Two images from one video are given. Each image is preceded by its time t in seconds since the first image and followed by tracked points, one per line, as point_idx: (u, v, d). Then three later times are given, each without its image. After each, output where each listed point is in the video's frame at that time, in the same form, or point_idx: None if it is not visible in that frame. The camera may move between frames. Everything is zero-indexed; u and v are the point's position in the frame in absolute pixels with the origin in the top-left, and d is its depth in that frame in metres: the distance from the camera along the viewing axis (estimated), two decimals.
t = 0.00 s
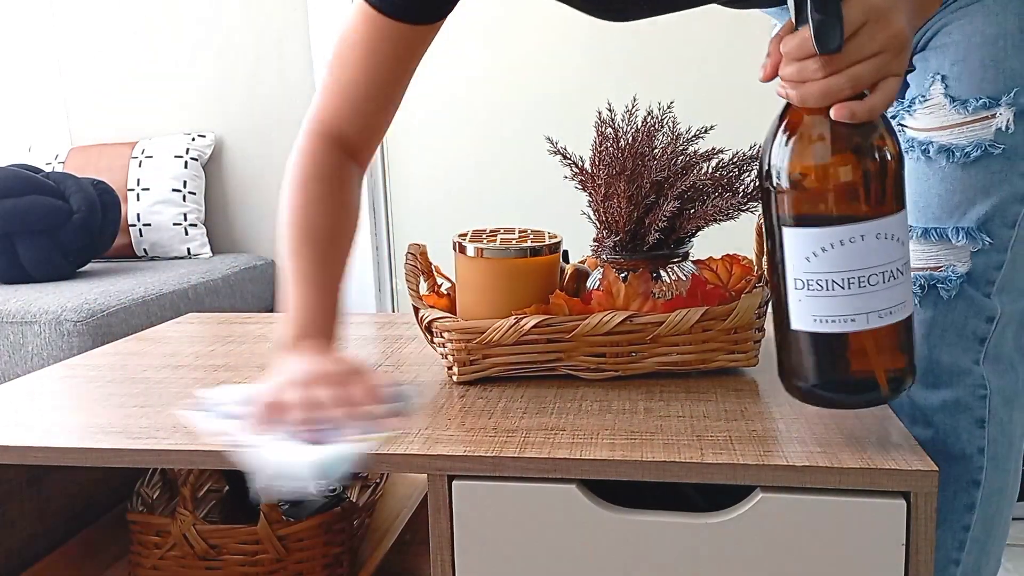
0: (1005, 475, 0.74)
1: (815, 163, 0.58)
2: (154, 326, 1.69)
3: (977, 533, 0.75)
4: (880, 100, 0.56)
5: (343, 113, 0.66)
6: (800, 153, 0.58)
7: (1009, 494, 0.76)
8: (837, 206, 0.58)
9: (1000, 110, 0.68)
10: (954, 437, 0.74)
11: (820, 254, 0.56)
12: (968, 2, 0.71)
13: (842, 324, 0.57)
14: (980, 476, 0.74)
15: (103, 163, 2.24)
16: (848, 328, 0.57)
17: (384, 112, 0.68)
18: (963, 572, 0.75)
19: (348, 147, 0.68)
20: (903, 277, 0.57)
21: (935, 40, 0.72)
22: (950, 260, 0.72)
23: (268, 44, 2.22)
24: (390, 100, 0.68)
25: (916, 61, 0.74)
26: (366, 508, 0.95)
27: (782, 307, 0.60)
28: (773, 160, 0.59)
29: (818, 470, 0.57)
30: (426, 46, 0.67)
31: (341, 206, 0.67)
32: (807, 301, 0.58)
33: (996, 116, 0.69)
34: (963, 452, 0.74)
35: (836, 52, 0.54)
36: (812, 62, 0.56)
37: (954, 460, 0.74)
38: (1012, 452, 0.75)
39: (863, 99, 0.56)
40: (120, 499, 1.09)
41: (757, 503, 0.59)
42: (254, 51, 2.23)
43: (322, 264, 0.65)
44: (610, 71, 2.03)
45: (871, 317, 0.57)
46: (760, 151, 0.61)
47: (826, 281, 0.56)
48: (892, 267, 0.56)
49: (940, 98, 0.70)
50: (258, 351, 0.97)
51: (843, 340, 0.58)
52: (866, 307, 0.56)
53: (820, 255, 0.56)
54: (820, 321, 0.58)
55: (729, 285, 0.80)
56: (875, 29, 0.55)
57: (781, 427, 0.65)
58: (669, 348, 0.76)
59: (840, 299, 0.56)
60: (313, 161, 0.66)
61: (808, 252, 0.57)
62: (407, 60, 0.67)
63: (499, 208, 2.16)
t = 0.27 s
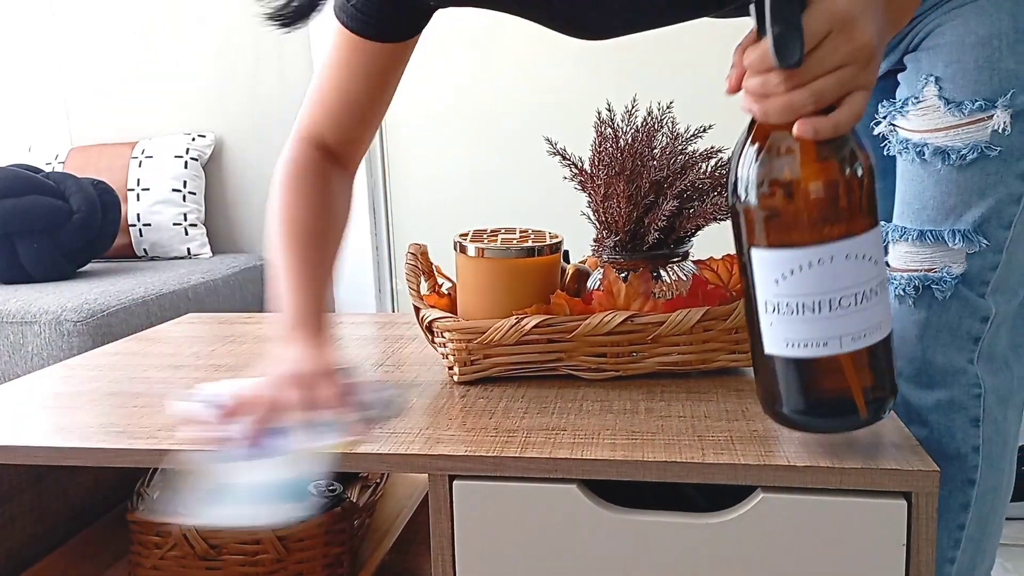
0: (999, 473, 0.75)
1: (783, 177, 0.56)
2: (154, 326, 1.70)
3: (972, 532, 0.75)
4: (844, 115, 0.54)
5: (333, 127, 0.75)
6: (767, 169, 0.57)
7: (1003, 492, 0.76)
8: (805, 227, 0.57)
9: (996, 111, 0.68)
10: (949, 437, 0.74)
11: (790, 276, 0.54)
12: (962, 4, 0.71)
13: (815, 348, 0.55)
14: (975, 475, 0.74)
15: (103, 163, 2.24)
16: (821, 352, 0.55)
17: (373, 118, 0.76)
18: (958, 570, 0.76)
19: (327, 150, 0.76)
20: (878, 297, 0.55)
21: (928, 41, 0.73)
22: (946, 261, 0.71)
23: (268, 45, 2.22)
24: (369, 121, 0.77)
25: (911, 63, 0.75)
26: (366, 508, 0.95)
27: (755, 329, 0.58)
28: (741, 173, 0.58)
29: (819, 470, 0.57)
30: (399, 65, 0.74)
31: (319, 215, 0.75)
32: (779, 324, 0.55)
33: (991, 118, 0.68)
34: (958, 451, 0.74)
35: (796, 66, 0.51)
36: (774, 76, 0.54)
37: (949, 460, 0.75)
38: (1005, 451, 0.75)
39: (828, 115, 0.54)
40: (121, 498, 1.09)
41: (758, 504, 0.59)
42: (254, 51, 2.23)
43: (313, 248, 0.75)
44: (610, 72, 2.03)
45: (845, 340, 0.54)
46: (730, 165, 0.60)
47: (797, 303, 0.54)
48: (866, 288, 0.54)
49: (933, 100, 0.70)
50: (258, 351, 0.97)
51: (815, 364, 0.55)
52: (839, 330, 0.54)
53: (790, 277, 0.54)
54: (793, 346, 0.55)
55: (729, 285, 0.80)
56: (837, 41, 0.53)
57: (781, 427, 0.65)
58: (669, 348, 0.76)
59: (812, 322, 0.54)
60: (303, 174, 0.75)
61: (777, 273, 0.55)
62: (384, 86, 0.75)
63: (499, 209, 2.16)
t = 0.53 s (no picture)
0: (995, 469, 0.75)
1: (734, 193, 0.59)
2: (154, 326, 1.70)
3: (968, 529, 0.75)
4: (789, 145, 0.56)
5: (297, 148, 0.84)
6: (717, 187, 0.59)
7: (1000, 489, 0.76)
8: (753, 241, 0.58)
9: (986, 106, 0.69)
10: (945, 433, 0.75)
11: (738, 291, 0.57)
12: None
13: (759, 357, 0.58)
14: (971, 471, 0.74)
15: (103, 163, 2.24)
16: (767, 361, 0.58)
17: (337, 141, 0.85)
18: (955, 566, 0.75)
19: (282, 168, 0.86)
20: (820, 310, 0.58)
21: (918, 38, 0.73)
22: (938, 257, 0.71)
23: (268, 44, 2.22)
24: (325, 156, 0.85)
25: (902, 59, 0.74)
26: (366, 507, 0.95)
27: (707, 337, 0.61)
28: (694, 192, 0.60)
29: (818, 470, 0.57)
30: (376, 79, 0.82)
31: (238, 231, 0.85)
32: (728, 334, 0.58)
33: (982, 113, 0.69)
34: (954, 447, 0.75)
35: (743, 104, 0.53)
36: (723, 108, 0.56)
37: (944, 455, 0.75)
38: (1001, 447, 0.76)
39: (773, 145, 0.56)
40: (120, 498, 1.09)
41: (758, 504, 0.59)
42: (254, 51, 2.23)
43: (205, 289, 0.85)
44: (610, 70, 2.03)
45: (789, 349, 0.57)
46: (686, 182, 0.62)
47: (744, 316, 0.57)
48: (808, 302, 0.57)
49: (924, 96, 0.71)
50: (258, 351, 0.97)
51: (760, 370, 0.59)
52: (783, 340, 0.57)
53: (739, 292, 0.57)
54: (741, 353, 0.58)
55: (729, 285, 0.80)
56: (782, 75, 0.55)
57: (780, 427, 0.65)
58: (669, 348, 0.76)
59: (757, 334, 0.57)
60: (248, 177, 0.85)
61: (727, 288, 0.57)
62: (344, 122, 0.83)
63: (499, 209, 2.15)
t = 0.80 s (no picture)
0: (989, 463, 0.75)
1: (717, 150, 0.61)
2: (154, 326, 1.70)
3: (964, 522, 0.75)
4: (784, 103, 0.57)
5: (327, 139, 0.91)
6: (704, 144, 0.61)
7: (994, 482, 0.76)
8: (739, 199, 0.61)
9: (982, 100, 0.69)
10: (940, 427, 0.75)
11: (711, 246, 0.58)
12: None
13: (727, 313, 0.59)
14: (967, 465, 0.75)
15: (103, 163, 2.24)
16: (734, 317, 0.59)
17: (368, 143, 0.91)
18: (949, 560, 0.76)
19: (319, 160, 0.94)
20: (792, 272, 0.59)
21: (910, 33, 0.72)
22: (931, 252, 0.72)
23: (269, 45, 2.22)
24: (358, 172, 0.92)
25: (893, 56, 0.74)
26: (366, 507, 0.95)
27: (680, 289, 0.62)
28: (676, 150, 0.62)
29: (818, 470, 0.57)
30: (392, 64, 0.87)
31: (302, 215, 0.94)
32: (698, 288, 0.60)
33: (976, 107, 0.69)
34: (948, 441, 0.75)
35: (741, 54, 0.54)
36: (718, 59, 0.57)
37: (939, 450, 0.75)
38: (995, 440, 0.76)
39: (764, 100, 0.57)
40: (121, 498, 1.09)
41: (757, 504, 0.59)
42: (254, 52, 2.23)
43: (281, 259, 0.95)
44: (609, 70, 2.03)
45: (756, 308, 0.59)
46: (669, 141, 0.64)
47: (716, 271, 0.59)
48: (780, 263, 0.58)
49: (918, 91, 0.71)
50: (257, 351, 0.97)
51: (727, 326, 0.60)
52: (750, 298, 0.59)
53: (712, 247, 0.58)
54: (708, 308, 0.60)
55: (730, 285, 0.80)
56: (782, 30, 0.56)
57: (778, 426, 0.65)
58: (669, 348, 0.76)
59: (725, 289, 0.59)
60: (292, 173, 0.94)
61: (702, 241, 0.59)
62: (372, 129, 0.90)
63: (499, 210, 2.16)
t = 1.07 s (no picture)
0: (1003, 471, 0.75)
1: (729, 179, 0.60)
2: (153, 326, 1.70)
3: (974, 531, 0.76)
4: (776, 124, 0.57)
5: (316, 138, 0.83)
6: (712, 175, 0.61)
7: (1008, 489, 0.76)
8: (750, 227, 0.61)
9: (991, 106, 0.69)
10: (951, 434, 0.75)
11: (733, 274, 0.58)
12: None
13: (758, 341, 0.59)
14: (977, 473, 0.75)
15: (103, 163, 2.24)
16: (766, 345, 0.59)
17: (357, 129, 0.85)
18: (960, 569, 0.76)
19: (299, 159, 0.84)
20: (819, 292, 0.59)
21: (926, 37, 0.73)
22: (944, 258, 0.72)
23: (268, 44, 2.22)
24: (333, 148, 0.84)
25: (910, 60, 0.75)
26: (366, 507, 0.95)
27: (710, 324, 0.62)
28: (689, 179, 0.62)
29: (818, 470, 0.57)
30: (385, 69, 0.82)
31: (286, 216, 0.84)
32: (727, 320, 0.60)
33: (987, 114, 0.69)
34: (960, 449, 0.75)
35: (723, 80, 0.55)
36: (708, 89, 0.58)
37: (950, 457, 0.76)
38: (1010, 447, 0.76)
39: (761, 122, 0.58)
40: (120, 498, 1.09)
41: (757, 504, 0.59)
42: (254, 52, 2.23)
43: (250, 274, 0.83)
44: (609, 70, 2.03)
45: (786, 333, 0.58)
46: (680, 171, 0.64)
47: (740, 300, 0.58)
48: (805, 285, 0.58)
49: (931, 96, 0.71)
50: (256, 351, 0.97)
51: (758, 355, 0.59)
52: (781, 324, 0.58)
53: (733, 275, 0.58)
54: (740, 339, 0.59)
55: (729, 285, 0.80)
56: (765, 55, 0.57)
57: (778, 426, 0.65)
58: (669, 348, 0.76)
59: (753, 317, 0.58)
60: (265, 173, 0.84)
61: (723, 271, 0.58)
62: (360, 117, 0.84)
63: (499, 209, 2.15)
